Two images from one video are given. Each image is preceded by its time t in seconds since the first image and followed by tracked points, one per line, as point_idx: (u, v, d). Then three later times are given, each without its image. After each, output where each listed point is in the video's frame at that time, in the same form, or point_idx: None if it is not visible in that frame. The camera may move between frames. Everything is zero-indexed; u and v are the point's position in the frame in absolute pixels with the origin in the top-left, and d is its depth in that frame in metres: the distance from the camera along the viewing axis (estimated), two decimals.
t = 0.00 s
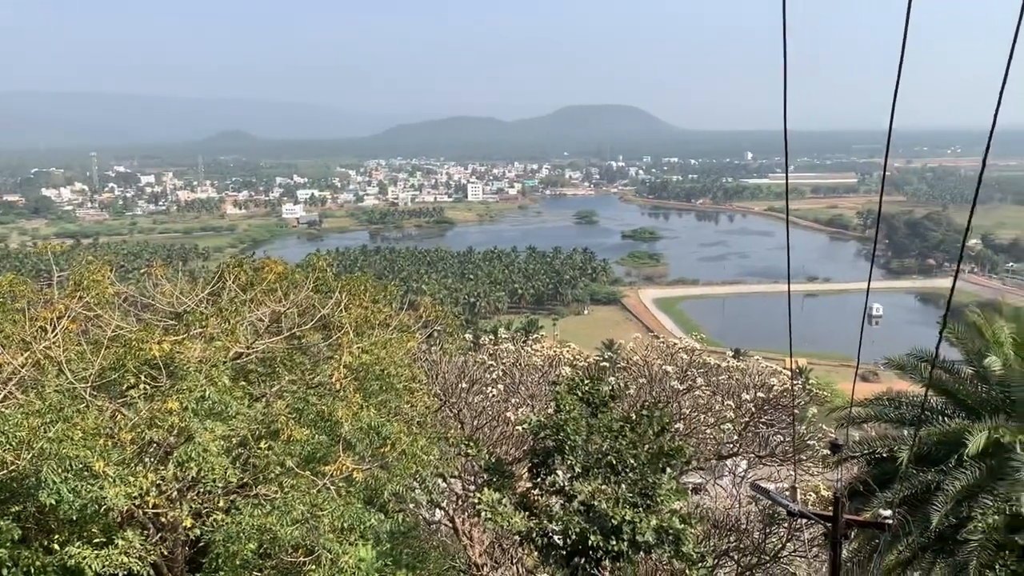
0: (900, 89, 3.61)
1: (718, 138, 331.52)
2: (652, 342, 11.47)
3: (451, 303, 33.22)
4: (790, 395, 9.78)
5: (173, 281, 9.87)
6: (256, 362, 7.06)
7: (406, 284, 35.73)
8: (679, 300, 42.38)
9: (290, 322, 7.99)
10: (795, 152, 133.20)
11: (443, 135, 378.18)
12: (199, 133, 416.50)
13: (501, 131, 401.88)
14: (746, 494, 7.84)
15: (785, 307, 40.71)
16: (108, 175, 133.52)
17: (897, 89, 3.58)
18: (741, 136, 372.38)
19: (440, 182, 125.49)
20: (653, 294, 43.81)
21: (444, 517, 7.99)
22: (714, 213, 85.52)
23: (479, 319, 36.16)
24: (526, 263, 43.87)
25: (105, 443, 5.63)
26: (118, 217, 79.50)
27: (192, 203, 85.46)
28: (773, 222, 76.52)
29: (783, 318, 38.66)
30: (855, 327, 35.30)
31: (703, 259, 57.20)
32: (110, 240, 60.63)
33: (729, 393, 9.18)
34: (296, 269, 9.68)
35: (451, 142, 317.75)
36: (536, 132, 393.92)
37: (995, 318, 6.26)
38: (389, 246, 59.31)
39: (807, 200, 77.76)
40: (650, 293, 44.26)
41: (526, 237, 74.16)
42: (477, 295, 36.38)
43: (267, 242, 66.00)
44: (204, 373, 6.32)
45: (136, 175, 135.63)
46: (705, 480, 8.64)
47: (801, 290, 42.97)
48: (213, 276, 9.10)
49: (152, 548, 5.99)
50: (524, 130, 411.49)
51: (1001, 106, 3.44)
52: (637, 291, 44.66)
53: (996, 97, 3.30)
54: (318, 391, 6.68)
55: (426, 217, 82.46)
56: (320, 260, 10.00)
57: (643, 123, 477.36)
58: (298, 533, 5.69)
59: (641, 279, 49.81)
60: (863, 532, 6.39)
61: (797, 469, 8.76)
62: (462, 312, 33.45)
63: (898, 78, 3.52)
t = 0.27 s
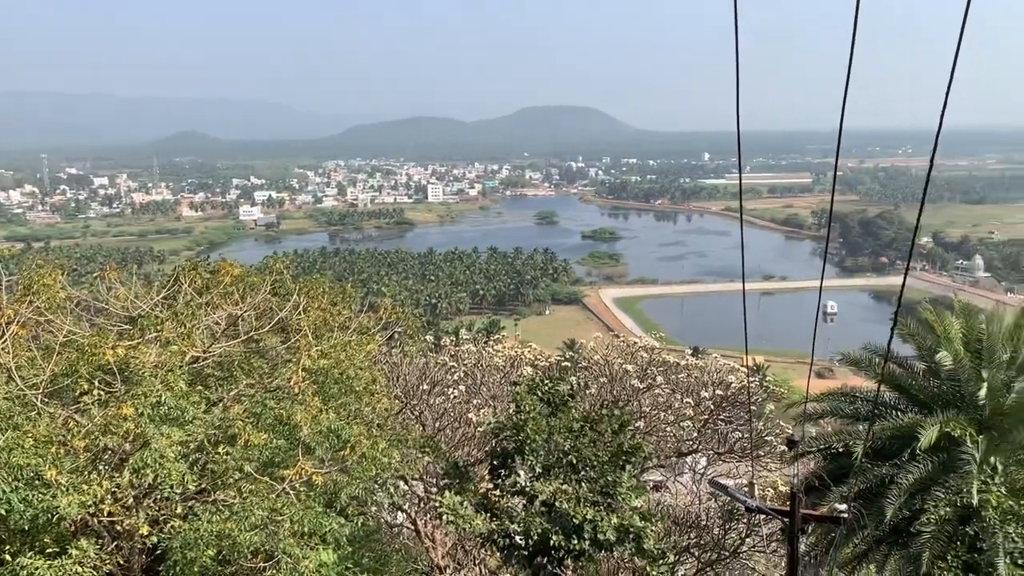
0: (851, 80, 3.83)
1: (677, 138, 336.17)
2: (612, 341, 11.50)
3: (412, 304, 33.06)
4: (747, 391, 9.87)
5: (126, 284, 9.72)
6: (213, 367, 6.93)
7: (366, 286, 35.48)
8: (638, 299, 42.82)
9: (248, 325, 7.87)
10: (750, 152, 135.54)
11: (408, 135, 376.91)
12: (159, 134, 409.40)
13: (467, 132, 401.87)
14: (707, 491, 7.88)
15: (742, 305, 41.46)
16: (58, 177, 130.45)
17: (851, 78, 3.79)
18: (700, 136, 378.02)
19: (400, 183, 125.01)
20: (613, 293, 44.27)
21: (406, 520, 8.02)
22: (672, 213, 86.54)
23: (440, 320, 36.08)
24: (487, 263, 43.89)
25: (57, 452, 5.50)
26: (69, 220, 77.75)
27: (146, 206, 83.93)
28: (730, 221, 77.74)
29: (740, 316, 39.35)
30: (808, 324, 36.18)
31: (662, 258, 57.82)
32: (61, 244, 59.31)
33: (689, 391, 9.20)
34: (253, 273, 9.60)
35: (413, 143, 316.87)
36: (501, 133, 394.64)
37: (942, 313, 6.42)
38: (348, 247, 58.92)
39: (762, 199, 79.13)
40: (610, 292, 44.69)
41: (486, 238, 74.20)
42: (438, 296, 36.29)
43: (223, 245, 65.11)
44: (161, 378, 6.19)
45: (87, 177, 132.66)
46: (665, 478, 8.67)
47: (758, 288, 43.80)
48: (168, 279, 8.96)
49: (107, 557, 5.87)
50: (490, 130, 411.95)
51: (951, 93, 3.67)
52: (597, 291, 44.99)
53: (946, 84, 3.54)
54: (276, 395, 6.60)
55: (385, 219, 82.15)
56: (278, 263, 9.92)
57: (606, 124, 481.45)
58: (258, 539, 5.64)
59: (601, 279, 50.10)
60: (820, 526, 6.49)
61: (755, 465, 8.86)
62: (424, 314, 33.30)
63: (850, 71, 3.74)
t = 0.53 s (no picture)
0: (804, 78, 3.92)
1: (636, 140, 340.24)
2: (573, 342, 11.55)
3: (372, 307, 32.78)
4: (705, 390, 9.97)
5: (77, 289, 9.54)
6: (166, 372, 6.77)
7: (324, 288, 35.17)
8: (598, 301, 43.26)
9: (204, 329, 7.71)
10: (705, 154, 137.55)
11: (373, 137, 375.10)
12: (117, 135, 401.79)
13: (432, 134, 401.45)
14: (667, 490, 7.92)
15: (700, 304, 42.24)
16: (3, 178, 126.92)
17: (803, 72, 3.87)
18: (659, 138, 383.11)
19: (358, 185, 124.32)
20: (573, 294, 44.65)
21: (366, 525, 7.99)
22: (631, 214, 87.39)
23: (401, 322, 35.93)
24: (447, 265, 43.84)
25: (5, 464, 5.37)
26: (17, 223, 75.91)
27: (99, 209, 82.31)
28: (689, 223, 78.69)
29: (698, 315, 40.07)
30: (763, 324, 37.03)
31: (622, 259, 58.35)
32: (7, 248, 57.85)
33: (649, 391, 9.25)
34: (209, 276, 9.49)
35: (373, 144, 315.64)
36: (466, 135, 394.91)
37: (892, 310, 6.53)
38: (306, 250, 58.47)
39: (720, 200, 80.29)
40: (570, 292, 45.26)
41: (446, 240, 74.09)
42: (399, 299, 36.15)
43: (179, 249, 64.17)
44: (113, 384, 6.00)
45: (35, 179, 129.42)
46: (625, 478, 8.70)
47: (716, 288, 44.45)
48: (120, 283, 8.80)
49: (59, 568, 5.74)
50: (456, 133, 411.91)
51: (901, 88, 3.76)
52: (557, 291, 45.29)
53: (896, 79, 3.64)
54: (232, 401, 6.48)
55: (344, 221, 81.68)
56: (233, 266, 9.82)
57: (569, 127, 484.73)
58: (216, 545, 5.61)
59: (561, 280, 50.31)
60: (777, 523, 6.56)
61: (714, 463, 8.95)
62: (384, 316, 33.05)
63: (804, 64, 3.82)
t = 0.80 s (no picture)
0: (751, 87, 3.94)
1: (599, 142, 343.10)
2: (534, 341, 11.60)
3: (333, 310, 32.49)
4: (664, 390, 10.07)
5: (24, 290, 9.23)
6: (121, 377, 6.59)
7: (283, 291, 34.80)
8: (561, 304, 43.68)
9: (160, 333, 7.51)
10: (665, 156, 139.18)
11: (339, 139, 372.65)
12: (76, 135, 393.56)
13: (399, 135, 400.15)
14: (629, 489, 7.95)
15: (663, 304, 42.88)
16: None
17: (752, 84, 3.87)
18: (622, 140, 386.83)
19: (319, 187, 123.27)
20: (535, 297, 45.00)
21: (327, 529, 7.99)
22: (593, 216, 88.05)
23: (363, 325, 35.72)
24: (409, 267, 43.72)
25: None
26: None
27: (51, 211, 80.38)
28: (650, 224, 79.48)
29: (662, 314, 40.65)
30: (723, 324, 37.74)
31: (583, 261, 58.75)
32: None
33: (610, 391, 9.31)
34: (165, 279, 9.29)
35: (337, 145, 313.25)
36: (433, 136, 394.42)
37: (847, 309, 6.60)
38: (263, 253, 57.80)
39: (680, 201, 81.23)
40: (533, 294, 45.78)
41: (407, 242, 73.84)
42: (360, 301, 35.94)
43: (134, 251, 62.95)
44: (66, 389, 5.72)
45: None
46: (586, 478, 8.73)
47: (677, 289, 44.96)
48: (73, 287, 8.55)
49: None
50: (423, 134, 411.04)
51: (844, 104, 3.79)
52: (520, 294, 45.57)
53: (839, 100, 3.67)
54: (190, 405, 6.35)
55: (305, 223, 81.01)
56: (190, 270, 9.63)
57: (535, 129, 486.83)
58: (173, 551, 5.53)
59: (524, 281, 50.46)
60: (736, 523, 6.59)
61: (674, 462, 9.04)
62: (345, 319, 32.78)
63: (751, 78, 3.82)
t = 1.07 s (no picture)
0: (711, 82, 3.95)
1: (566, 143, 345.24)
2: (499, 343, 11.63)
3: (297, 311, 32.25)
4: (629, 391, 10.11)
5: None
6: (79, 381, 6.43)
7: (247, 292, 34.47)
8: (528, 304, 44.00)
9: (121, 335, 7.31)
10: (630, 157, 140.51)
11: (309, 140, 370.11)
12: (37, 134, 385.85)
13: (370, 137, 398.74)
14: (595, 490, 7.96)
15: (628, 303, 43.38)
16: None
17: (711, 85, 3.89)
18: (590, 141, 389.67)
19: (283, 188, 122.23)
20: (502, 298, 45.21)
21: (291, 532, 7.96)
22: (559, 217, 88.58)
23: (327, 326, 35.53)
24: (374, 268, 43.60)
25: None
26: None
27: (6, 211, 78.68)
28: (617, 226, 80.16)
29: (629, 313, 41.03)
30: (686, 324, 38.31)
31: (549, 261, 59.10)
32: None
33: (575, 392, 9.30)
34: (126, 282, 9.12)
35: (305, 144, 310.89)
36: (403, 137, 393.51)
37: (808, 308, 6.66)
38: (225, 254, 57.19)
39: (645, 203, 82.08)
40: (500, 296, 45.95)
41: (372, 243, 73.60)
42: (325, 303, 35.76)
43: (95, 252, 61.94)
44: (22, 392, 5.47)
45: None
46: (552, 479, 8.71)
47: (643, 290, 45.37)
48: (29, 288, 8.35)
49: None
50: (394, 135, 410.04)
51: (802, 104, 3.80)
52: (487, 296, 45.71)
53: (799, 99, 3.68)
54: (151, 408, 6.22)
55: (269, 224, 80.37)
56: (152, 271, 9.48)
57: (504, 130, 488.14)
58: (133, 557, 5.40)
59: (491, 283, 50.58)
60: (699, 522, 6.63)
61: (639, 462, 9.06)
62: (309, 321, 32.56)
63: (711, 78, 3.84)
